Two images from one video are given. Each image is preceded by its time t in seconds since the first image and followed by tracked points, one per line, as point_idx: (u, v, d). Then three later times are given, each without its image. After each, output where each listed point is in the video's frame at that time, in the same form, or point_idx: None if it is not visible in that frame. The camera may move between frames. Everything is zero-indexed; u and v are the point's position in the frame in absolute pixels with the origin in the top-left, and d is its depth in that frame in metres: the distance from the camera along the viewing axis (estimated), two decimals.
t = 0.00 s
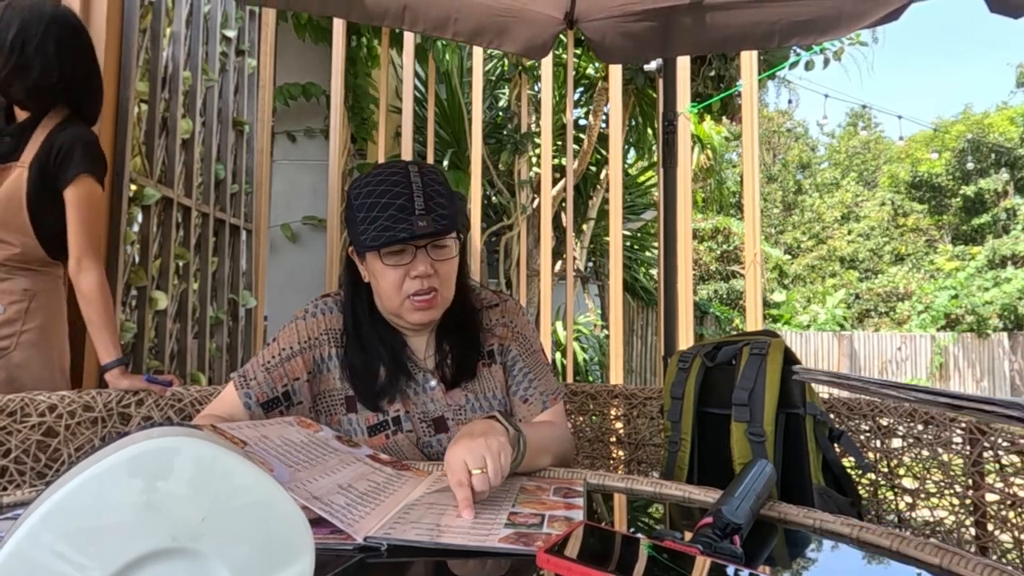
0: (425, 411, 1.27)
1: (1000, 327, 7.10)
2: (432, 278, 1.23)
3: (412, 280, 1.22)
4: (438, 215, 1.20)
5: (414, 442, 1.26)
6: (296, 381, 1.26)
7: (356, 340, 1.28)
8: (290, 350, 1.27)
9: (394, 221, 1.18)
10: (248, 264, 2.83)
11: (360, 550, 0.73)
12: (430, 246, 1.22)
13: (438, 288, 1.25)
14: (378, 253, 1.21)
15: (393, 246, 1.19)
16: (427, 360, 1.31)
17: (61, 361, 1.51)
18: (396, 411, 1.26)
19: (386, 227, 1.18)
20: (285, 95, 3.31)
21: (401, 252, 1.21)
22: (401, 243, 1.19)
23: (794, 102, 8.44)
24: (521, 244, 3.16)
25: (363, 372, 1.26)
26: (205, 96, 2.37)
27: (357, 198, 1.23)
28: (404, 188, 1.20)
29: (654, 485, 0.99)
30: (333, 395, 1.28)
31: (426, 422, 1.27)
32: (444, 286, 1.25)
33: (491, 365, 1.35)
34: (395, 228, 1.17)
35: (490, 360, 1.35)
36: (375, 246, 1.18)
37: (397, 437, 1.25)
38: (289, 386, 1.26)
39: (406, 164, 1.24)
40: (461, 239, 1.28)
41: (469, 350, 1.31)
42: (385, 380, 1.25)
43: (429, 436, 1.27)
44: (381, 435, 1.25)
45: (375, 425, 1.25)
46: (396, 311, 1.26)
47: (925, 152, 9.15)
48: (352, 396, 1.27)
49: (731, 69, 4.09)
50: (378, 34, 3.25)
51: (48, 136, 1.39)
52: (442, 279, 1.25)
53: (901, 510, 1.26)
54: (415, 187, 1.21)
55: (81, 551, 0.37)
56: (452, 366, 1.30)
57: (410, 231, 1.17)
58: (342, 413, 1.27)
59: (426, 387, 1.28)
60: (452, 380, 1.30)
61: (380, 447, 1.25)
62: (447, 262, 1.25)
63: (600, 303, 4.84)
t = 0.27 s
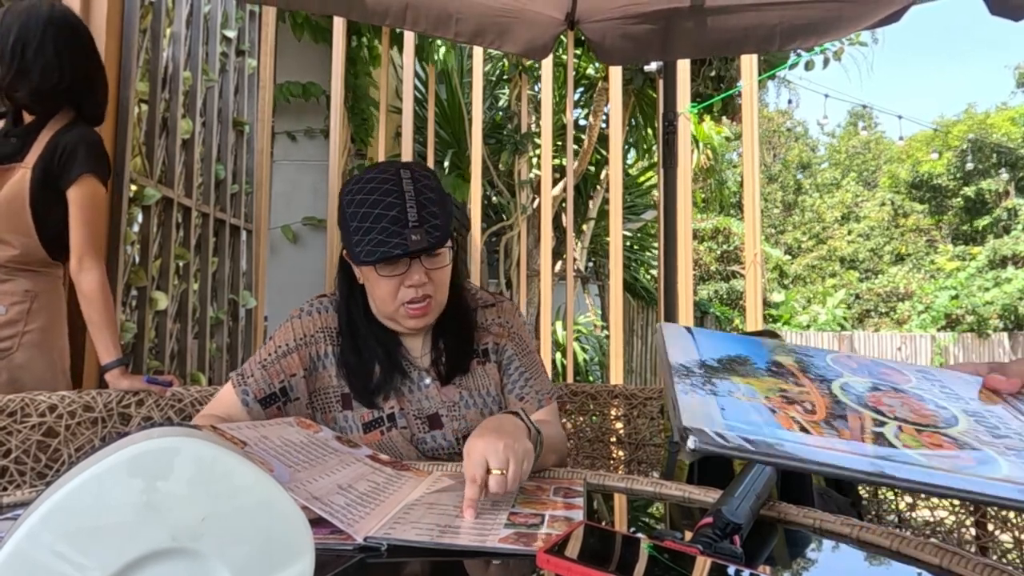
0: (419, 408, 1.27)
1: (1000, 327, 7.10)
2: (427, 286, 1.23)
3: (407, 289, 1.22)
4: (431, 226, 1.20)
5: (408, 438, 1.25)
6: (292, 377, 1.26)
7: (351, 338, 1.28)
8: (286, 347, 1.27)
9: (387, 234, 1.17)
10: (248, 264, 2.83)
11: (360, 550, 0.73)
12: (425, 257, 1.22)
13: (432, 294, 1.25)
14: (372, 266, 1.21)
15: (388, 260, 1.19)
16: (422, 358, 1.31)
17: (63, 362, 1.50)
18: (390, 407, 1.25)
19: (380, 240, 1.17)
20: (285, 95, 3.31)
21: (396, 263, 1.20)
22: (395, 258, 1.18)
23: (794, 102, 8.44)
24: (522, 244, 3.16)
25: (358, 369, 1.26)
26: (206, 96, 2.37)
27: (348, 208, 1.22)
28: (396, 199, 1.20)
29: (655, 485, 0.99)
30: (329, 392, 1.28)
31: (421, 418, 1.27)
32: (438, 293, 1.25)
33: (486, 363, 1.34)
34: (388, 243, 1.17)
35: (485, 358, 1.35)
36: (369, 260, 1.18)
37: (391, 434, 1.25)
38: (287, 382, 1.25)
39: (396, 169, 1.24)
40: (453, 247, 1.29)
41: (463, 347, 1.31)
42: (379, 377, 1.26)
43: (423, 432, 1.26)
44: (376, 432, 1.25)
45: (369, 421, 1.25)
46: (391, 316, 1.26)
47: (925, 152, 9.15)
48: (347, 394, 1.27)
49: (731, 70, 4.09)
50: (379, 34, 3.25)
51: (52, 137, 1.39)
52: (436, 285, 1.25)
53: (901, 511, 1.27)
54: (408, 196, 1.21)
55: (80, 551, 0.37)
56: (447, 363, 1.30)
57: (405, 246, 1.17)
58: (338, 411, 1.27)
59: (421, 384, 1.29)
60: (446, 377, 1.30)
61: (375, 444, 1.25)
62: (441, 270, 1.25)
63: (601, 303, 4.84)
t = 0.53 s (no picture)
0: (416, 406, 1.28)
1: (1001, 327, 7.10)
2: (428, 286, 1.24)
3: (409, 288, 1.23)
4: (436, 226, 1.23)
5: (403, 436, 1.26)
6: (291, 375, 1.26)
7: (348, 336, 1.28)
8: (284, 344, 1.27)
9: (393, 233, 1.20)
10: (249, 264, 2.83)
11: (360, 550, 0.73)
12: (428, 256, 1.24)
13: (433, 295, 1.25)
14: (375, 264, 1.23)
15: (392, 259, 1.21)
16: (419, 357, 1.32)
17: (66, 362, 1.52)
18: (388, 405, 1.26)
19: (386, 239, 1.20)
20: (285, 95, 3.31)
21: (399, 261, 1.22)
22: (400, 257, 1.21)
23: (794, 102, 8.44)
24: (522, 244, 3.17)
25: (356, 368, 1.26)
26: (206, 96, 2.37)
27: (353, 206, 1.25)
28: (401, 198, 1.22)
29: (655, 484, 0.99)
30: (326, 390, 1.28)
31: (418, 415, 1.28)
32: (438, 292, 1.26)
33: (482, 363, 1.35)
34: (395, 241, 1.20)
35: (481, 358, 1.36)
36: (374, 258, 1.20)
37: (386, 431, 1.26)
38: (285, 380, 1.25)
39: (401, 169, 1.27)
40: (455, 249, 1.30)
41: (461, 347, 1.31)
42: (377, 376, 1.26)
43: (419, 430, 1.26)
44: (372, 429, 1.26)
45: (366, 418, 1.26)
46: (390, 316, 1.26)
47: (926, 152, 9.16)
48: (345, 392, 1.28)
49: (731, 70, 4.09)
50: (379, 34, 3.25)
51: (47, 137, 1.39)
52: (437, 286, 1.25)
53: (901, 510, 1.26)
54: (413, 197, 1.24)
55: (80, 551, 0.36)
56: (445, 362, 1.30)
57: (411, 246, 1.20)
58: (334, 409, 1.28)
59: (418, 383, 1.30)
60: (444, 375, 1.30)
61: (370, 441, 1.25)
62: (443, 270, 1.26)
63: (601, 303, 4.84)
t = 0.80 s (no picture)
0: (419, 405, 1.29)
1: (1001, 327, 7.11)
2: (431, 286, 1.26)
3: (412, 287, 1.24)
4: (440, 226, 1.24)
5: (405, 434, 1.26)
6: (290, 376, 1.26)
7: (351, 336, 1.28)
8: (284, 346, 1.27)
9: (398, 233, 1.20)
10: (249, 264, 2.83)
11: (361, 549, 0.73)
12: (432, 257, 1.25)
13: (435, 294, 1.27)
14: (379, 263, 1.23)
15: (397, 259, 1.21)
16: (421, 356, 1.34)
17: (68, 361, 1.52)
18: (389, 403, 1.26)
19: (391, 239, 1.20)
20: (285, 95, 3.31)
21: (402, 261, 1.22)
22: (405, 257, 1.21)
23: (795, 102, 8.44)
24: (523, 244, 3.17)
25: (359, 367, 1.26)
26: (206, 97, 2.37)
27: (356, 205, 1.25)
28: (405, 198, 1.22)
29: (655, 485, 0.99)
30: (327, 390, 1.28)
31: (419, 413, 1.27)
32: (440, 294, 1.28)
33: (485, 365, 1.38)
34: (400, 241, 1.20)
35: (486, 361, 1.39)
36: (378, 257, 1.21)
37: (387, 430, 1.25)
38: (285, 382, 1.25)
39: (405, 169, 1.27)
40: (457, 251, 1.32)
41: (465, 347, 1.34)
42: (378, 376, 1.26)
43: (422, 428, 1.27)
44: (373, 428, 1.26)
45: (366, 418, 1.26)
46: (393, 316, 1.27)
47: (926, 152, 9.16)
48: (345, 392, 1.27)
49: (731, 70, 4.09)
50: (379, 34, 3.25)
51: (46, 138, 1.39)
52: (439, 287, 1.27)
53: (901, 510, 1.28)
54: (416, 197, 1.24)
55: (81, 551, 0.36)
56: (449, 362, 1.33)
57: (416, 245, 1.20)
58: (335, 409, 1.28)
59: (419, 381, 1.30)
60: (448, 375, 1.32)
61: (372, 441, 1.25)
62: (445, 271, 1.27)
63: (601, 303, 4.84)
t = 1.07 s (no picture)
0: (422, 404, 1.28)
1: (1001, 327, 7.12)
2: (439, 285, 1.28)
3: (421, 286, 1.27)
4: (452, 226, 1.26)
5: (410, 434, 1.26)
6: (293, 377, 1.25)
7: (354, 336, 1.28)
8: (287, 347, 1.26)
9: (410, 232, 1.23)
10: (249, 265, 2.82)
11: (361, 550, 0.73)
12: (440, 256, 1.28)
13: (442, 294, 1.29)
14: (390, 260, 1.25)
15: (408, 257, 1.24)
16: (425, 356, 1.33)
17: (70, 362, 1.52)
18: (394, 403, 1.25)
19: (403, 238, 1.23)
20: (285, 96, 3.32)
21: (413, 260, 1.25)
22: (416, 255, 1.24)
23: (795, 103, 8.43)
24: (523, 244, 3.17)
25: (362, 366, 1.26)
26: (207, 97, 2.37)
27: (368, 202, 1.27)
28: (418, 199, 1.25)
29: (656, 485, 0.99)
30: (329, 391, 1.28)
31: (424, 413, 1.27)
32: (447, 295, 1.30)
33: (490, 365, 1.37)
34: (412, 240, 1.23)
35: (489, 360, 1.38)
36: (389, 255, 1.23)
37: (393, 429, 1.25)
38: (287, 383, 1.24)
39: (417, 171, 1.30)
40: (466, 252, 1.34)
41: (468, 347, 1.34)
42: (382, 375, 1.26)
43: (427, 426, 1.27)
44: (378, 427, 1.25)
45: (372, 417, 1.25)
46: (399, 314, 1.28)
47: (926, 152, 9.17)
48: (349, 391, 1.27)
49: (731, 69, 4.10)
50: (379, 34, 3.25)
51: (53, 139, 1.40)
52: (446, 287, 1.29)
53: (901, 510, 1.26)
54: (429, 197, 1.27)
55: None
56: (453, 361, 1.32)
57: (428, 244, 1.23)
58: (338, 408, 1.27)
59: (424, 380, 1.30)
60: (452, 374, 1.32)
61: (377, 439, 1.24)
62: (452, 270, 1.30)
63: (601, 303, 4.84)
